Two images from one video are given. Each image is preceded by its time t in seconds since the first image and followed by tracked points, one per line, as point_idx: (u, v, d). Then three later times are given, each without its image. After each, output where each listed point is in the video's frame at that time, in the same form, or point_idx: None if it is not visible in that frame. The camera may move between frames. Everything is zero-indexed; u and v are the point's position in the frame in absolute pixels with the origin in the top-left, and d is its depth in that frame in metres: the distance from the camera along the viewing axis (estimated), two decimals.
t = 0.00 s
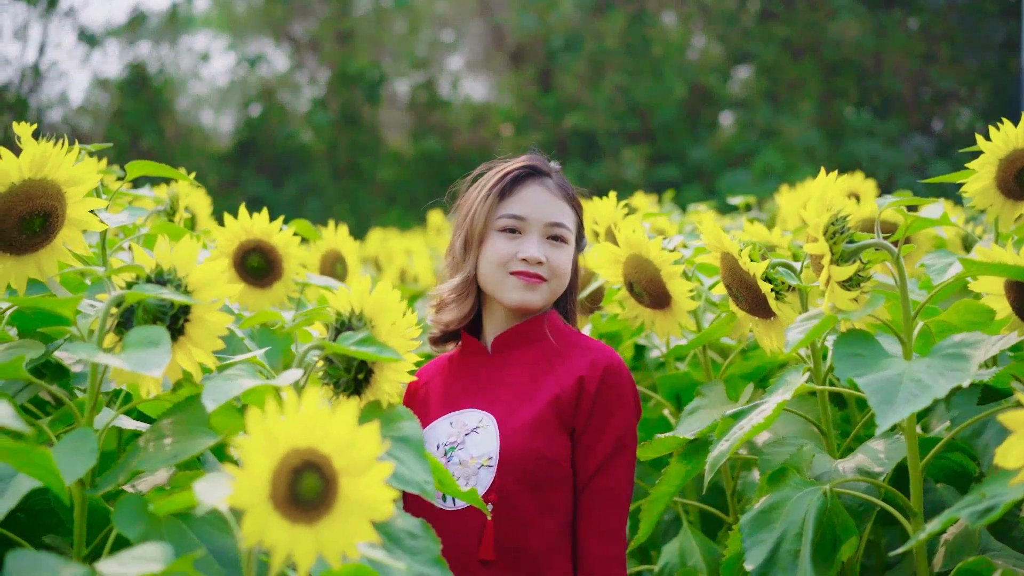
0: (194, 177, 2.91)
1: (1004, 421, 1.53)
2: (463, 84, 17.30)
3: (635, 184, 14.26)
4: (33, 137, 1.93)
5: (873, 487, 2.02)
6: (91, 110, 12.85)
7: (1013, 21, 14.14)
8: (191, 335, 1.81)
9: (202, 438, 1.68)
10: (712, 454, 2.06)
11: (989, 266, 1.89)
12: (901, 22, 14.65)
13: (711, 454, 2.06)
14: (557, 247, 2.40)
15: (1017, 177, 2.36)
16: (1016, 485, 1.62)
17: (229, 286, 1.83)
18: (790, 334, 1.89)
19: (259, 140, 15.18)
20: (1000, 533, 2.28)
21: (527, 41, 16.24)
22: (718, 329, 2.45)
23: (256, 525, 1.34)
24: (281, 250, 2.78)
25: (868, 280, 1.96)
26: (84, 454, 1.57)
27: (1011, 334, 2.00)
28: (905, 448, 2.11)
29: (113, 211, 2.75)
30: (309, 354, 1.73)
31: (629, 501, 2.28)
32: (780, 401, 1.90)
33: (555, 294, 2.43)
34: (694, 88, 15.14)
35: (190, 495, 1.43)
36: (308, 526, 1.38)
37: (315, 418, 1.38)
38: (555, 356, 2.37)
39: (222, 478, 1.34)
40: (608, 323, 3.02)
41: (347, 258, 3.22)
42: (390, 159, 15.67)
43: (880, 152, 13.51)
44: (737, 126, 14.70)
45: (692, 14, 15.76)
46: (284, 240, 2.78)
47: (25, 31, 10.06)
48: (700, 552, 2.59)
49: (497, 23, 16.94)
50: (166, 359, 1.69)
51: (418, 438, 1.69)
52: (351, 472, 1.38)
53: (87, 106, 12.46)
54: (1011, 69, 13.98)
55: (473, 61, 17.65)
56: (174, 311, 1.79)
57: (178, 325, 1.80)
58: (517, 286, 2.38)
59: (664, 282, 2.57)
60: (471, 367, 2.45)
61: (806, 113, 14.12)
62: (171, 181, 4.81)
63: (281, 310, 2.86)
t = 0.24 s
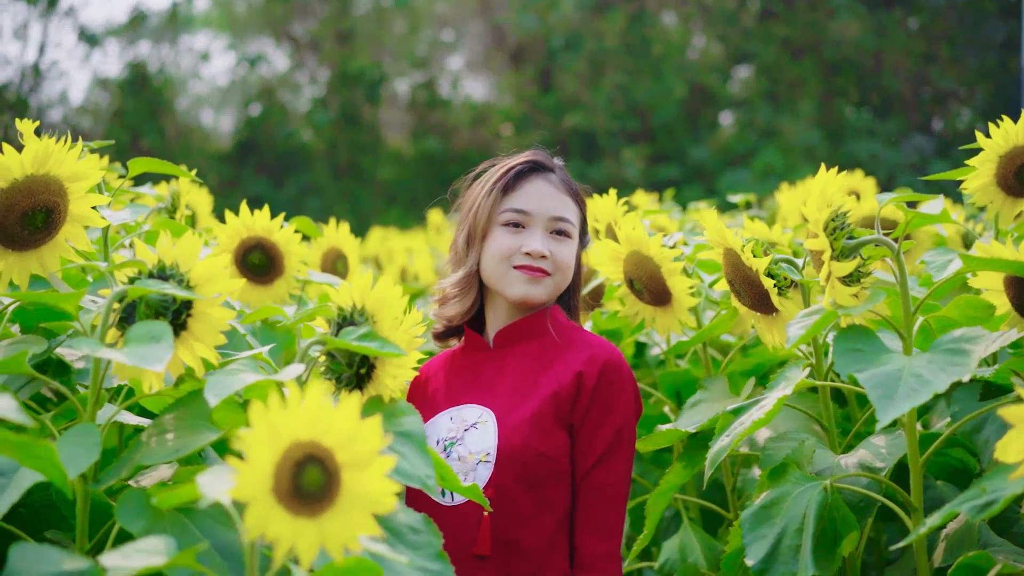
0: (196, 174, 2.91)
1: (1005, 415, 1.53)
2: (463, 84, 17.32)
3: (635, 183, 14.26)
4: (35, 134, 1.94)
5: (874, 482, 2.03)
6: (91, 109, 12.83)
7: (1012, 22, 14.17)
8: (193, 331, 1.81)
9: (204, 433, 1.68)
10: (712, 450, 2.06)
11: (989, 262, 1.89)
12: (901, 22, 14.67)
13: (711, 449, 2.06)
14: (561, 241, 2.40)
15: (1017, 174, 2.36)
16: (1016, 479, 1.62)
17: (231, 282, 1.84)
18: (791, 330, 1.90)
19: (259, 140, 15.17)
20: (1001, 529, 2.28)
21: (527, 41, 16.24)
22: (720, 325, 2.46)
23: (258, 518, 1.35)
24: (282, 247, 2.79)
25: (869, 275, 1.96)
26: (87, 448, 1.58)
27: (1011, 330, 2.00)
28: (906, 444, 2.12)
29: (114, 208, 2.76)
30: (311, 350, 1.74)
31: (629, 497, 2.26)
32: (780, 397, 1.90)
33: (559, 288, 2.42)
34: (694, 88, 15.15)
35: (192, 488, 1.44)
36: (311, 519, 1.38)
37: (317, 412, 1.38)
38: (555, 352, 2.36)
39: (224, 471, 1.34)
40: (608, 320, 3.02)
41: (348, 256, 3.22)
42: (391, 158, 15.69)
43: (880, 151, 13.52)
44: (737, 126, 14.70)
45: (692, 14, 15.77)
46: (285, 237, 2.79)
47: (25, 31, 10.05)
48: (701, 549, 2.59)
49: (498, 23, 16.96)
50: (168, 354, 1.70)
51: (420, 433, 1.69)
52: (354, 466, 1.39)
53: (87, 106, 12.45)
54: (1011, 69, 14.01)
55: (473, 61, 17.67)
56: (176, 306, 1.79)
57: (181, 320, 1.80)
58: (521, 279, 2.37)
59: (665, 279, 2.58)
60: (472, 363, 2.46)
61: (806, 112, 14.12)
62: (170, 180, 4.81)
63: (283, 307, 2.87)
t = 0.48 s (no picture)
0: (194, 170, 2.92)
1: (1002, 407, 1.54)
2: (462, 84, 17.31)
3: (635, 183, 14.24)
4: (35, 130, 1.94)
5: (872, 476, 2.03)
6: (91, 109, 12.84)
7: (1012, 22, 14.18)
8: (193, 324, 1.82)
9: (203, 426, 1.68)
10: (711, 443, 2.07)
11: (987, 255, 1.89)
12: (900, 21, 14.68)
13: (710, 442, 2.07)
14: (564, 234, 2.40)
15: (1015, 169, 2.37)
16: (1013, 471, 1.63)
17: (231, 275, 1.84)
18: (789, 322, 1.90)
19: (259, 139, 15.14)
20: (998, 523, 2.29)
21: (526, 40, 16.24)
22: (718, 319, 2.47)
23: (258, 508, 1.35)
24: (282, 243, 2.80)
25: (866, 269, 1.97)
26: (87, 440, 1.58)
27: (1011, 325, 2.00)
28: (905, 439, 2.12)
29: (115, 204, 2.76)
30: (310, 343, 1.74)
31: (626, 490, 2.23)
32: (779, 391, 1.91)
33: (563, 281, 2.42)
34: (694, 88, 15.14)
35: (191, 478, 1.45)
36: (310, 509, 1.39)
37: (316, 403, 1.38)
38: (553, 344, 2.36)
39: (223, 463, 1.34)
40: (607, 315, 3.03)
41: (347, 253, 3.23)
42: (391, 158, 15.69)
43: (880, 151, 13.54)
44: (737, 125, 14.70)
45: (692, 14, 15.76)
46: (285, 233, 2.80)
47: (24, 30, 10.02)
48: (701, 545, 2.60)
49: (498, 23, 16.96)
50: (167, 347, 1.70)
51: (419, 426, 1.70)
52: (353, 456, 1.39)
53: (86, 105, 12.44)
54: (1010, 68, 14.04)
55: (472, 61, 17.66)
56: (175, 299, 1.80)
57: (180, 313, 1.81)
58: (524, 272, 2.37)
59: (663, 274, 2.59)
60: (473, 358, 2.47)
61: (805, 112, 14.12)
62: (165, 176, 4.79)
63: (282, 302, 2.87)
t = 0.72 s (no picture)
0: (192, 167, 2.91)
1: (994, 400, 1.54)
2: (462, 84, 17.31)
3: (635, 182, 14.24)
4: (30, 123, 1.94)
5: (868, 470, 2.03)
6: (90, 109, 12.84)
7: (1011, 21, 14.19)
8: (189, 318, 1.82)
9: (198, 419, 1.69)
10: (706, 436, 2.07)
11: (982, 249, 1.89)
12: (900, 20, 14.69)
13: (705, 436, 2.07)
14: (566, 230, 2.40)
15: (1011, 164, 2.37)
16: (1006, 463, 1.63)
17: (227, 269, 1.85)
18: (784, 316, 1.91)
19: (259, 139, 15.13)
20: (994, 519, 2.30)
21: (526, 39, 16.24)
22: (715, 314, 2.47)
23: (252, 499, 1.36)
24: (280, 239, 2.80)
25: (862, 263, 1.97)
26: (82, 433, 1.58)
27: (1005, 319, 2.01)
28: (901, 434, 2.12)
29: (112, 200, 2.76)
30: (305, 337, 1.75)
31: (625, 484, 2.21)
32: (774, 383, 1.91)
33: (566, 277, 2.42)
34: (694, 87, 15.14)
35: (184, 471, 1.45)
36: (304, 500, 1.39)
37: (310, 395, 1.39)
38: (549, 339, 2.35)
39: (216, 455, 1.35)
40: (604, 311, 3.03)
41: (344, 249, 3.23)
42: (390, 158, 15.66)
43: (879, 150, 13.54)
44: (736, 125, 14.70)
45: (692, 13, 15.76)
46: (282, 229, 2.80)
47: (24, 30, 10.02)
48: (699, 543, 2.60)
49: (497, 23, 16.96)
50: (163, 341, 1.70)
51: (414, 419, 1.70)
52: (347, 448, 1.39)
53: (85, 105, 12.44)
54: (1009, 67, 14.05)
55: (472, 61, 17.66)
56: (171, 293, 1.80)
57: (176, 307, 1.81)
58: (526, 269, 2.38)
59: (659, 269, 2.59)
60: (474, 357, 2.47)
61: (805, 111, 14.12)
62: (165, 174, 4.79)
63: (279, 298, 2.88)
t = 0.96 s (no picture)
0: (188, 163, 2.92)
1: (984, 394, 1.55)
2: (462, 83, 17.31)
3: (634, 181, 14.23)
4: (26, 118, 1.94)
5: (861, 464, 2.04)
6: (90, 108, 12.84)
7: (1011, 20, 14.20)
8: (183, 313, 1.82)
9: (192, 413, 1.69)
10: (701, 431, 2.08)
11: (977, 244, 1.89)
12: (899, 19, 14.70)
13: (700, 430, 2.08)
14: (567, 223, 2.39)
15: (1007, 160, 2.37)
16: (998, 456, 1.63)
17: (221, 263, 1.85)
18: (777, 310, 1.91)
19: (259, 138, 15.13)
20: (989, 514, 2.30)
21: (526, 39, 16.24)
22: (710, 310, 2.47)
23: (244, 491, 1.36)
24: (276, 235, 2.80)
25: (856, 258, 1.97)
26: (76, 427, 1.59)
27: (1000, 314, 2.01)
28: (895, 429, 2.12)
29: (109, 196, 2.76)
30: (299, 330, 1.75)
31: (624, 478, 2.17)
32: (768, 378, 1.91)
33: (568, 270, 2.41)
34: (693, 86, 15.15)
35: (177, 463, 1.45)
36: (296, 492, 1.40)
37: (304, 386, 1.39)
38: (548, 333, 2.34)
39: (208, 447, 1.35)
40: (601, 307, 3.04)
41: (340, 246, 3.23)
42: (389, 157, 15.67)
43: (878, 149, 13.55)
44: (735, 124, 14.69)
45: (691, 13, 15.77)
46: (278, 225, 2.80)
47: (23, 30, 10.01)
48: (694, 540, 2.60)
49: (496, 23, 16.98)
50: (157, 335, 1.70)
51: (408, 414, 1.70)
52: (339, 440, 1.40)
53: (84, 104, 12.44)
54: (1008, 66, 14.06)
55: (472, 60, 17.67)
56: (165, 287, 1.80)
57: (170, 301, 1.82)
58: (527, 262, 2.37)
59: (655, 265, 2.59)
60: (481, 356, 2.47)
61: (804, 110, 14.12)
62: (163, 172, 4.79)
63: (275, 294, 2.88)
